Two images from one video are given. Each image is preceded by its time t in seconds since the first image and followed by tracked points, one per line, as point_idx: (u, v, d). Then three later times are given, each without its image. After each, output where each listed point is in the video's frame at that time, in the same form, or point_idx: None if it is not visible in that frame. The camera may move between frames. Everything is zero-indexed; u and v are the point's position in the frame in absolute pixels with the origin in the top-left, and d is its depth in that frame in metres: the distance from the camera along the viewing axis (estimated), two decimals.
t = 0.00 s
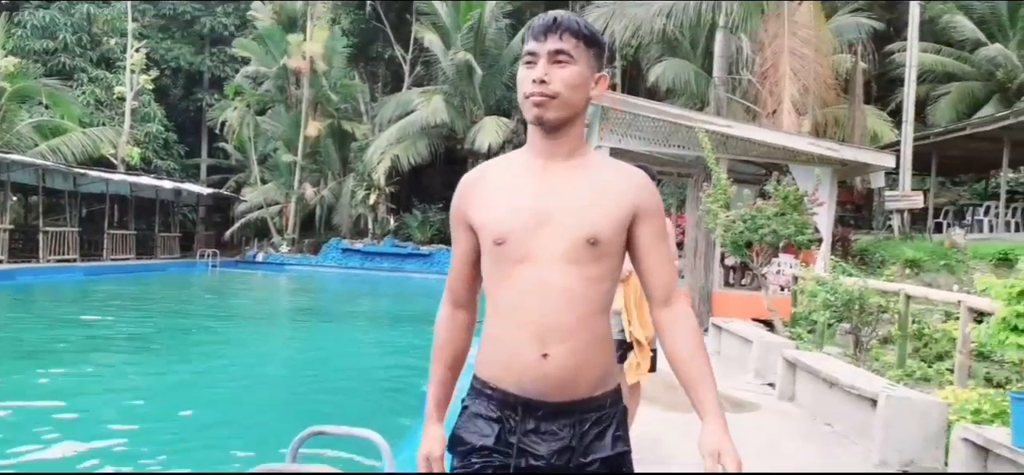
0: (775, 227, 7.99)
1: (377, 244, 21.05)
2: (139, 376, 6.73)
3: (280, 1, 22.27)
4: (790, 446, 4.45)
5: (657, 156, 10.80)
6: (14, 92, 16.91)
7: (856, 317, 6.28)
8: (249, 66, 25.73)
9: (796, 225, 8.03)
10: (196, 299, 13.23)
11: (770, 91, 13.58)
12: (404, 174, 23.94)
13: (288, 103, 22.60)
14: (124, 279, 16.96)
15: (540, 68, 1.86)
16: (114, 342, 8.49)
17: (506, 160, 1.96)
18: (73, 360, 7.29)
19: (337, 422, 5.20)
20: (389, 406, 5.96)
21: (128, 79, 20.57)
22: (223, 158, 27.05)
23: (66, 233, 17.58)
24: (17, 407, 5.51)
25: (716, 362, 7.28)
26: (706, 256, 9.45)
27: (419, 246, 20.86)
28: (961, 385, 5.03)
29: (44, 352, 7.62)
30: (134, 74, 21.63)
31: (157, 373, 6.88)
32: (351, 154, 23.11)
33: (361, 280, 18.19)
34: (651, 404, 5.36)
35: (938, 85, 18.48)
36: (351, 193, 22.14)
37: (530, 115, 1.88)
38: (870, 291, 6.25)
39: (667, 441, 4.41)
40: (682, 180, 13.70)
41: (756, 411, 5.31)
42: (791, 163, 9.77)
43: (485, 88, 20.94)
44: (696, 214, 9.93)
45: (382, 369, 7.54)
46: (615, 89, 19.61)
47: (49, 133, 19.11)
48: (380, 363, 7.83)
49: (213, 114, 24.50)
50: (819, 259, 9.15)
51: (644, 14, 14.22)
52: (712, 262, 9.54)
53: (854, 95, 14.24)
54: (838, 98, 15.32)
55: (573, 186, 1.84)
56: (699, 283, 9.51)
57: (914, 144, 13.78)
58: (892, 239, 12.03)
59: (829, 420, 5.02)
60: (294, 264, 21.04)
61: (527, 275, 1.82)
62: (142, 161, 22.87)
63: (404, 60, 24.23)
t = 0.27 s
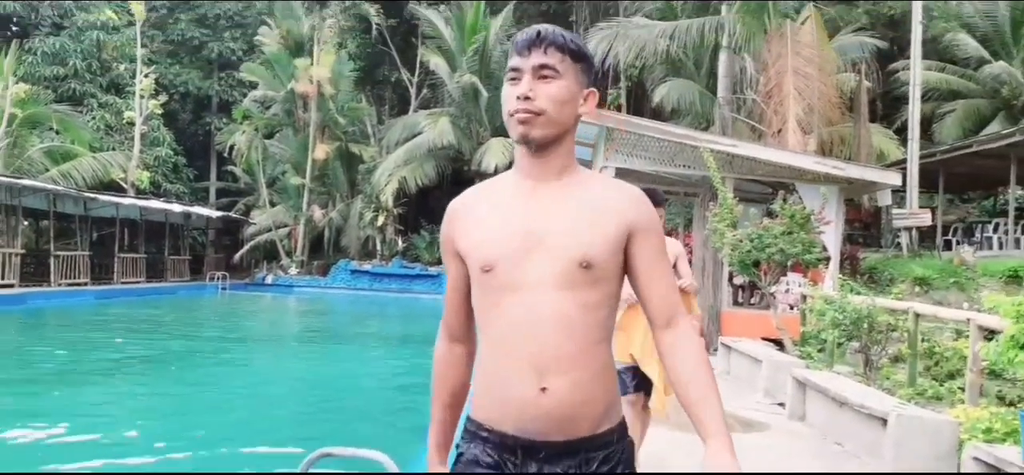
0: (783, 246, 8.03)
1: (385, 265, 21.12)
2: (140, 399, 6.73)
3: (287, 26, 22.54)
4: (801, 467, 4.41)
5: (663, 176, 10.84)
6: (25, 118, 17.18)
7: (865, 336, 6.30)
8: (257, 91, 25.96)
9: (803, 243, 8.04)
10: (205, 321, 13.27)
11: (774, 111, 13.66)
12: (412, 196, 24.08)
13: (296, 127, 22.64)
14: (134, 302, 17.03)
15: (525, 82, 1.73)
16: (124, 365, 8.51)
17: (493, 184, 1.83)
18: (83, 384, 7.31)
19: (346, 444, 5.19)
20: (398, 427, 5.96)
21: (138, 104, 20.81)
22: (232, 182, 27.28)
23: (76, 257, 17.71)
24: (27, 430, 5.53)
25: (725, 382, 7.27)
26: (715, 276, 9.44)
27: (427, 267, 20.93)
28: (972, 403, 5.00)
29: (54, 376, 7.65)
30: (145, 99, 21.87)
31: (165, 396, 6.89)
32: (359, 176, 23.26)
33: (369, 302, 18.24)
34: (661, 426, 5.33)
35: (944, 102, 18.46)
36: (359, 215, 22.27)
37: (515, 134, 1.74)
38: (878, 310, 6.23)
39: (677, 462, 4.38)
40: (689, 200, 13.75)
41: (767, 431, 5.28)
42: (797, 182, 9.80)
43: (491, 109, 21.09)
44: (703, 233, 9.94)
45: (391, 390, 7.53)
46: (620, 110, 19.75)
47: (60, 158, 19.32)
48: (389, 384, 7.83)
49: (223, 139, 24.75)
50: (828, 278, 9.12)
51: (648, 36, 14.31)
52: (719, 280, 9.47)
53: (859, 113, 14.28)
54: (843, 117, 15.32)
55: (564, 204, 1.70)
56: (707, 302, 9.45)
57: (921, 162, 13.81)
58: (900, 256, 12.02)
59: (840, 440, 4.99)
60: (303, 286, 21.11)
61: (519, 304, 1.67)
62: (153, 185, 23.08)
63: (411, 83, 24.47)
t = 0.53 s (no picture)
0: (793, 259, 7.96)
1: (396, 282, 21.17)
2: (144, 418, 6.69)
3: (299, 47, 22.78)
4: None
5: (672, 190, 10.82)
6: (41, 140, 17.44)
7: (876, 350, 6.25)
8: (269, 111, 26.18)
9: (814, 257, 8.00)
10: (216, 340, 13.31)
11: (784, 125, 13.65)
12: (422, 213, 24.18)
13: (308, 146, 22.75)
14: (147, 321, 17.11)
15: (511, 95, 1.65)
16: (135, 383, 8.53)
17: (476, 210, 1.74)
18: (94, 402, 7.32)
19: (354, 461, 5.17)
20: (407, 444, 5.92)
21: (151, 125, 21.04)
22: (245, 201, 27.51)
23: (90, 276, 17.85)
24: (37, 449, 5.53)
25: (737, 397, 7.21)
26: (726, 291, 9.38)
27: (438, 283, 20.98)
28: (986, 417, 4.94)
29: (65, 395, 7.66)
30: (158, 120, 22.10)
31: (175, 414, 6.89)
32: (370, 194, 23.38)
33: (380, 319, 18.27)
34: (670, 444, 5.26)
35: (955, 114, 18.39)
36: (371, 232, 22.36)
37: (500, 149, 1.66)
38: (889, 324, 6.18)
39: None
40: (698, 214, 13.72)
41: (777, 447, 5.22)
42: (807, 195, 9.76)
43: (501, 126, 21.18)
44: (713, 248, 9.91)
45: (401, 406, 7.51)
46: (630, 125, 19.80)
47: (75, 179, 19.54)
48: (399, 401, 7.81)
49: (235, 158, 24.97)
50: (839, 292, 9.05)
51: (656, 52, 14.32)
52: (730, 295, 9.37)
53: (869, 125, 14.24)
54: (853, 130, 15.27)
55: (552, 224, 1.62)
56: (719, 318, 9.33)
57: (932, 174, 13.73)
58: (913, 269, 11.93)
59: (852, 454, 4.93)
60: (314, 303, 21.16)
61: (506, 328, 1.55)
62: (166, 205, 23.30)
63: (421, 101, 24.64)
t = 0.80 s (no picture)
0: (809, 272, 7.99)
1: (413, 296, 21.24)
2: (162, 432, 6.72)
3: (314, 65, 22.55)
4: None
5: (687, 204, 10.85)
6: (62, 158, 17.70)
7: (894, 363, 6.26)
8: (284, 128, 26.40)
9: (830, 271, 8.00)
10: (234, 355, 13.40)
11: (798, 138, 13.66)
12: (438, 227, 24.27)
13: (324, 163, 22.88)
14: (165, 336, 17.23)
15: (504, 95, 1.66)
16: (157, 398, 8.61)
17: (469, 214, 1.74)
18: (118, 417, 7.40)
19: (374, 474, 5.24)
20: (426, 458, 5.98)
21: (170, 142, 21.25)
22: (261, 217, 27.73)
23: (110, 292, 18.00)
24: (62, 462, 5.60)
25: (755, 411, 7.22)
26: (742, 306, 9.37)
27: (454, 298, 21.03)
28: (1004, 430, 4.94)
29: (88, 410, 7.75)
30: (177, 137, 22.31)
31: (197, 428, 6.96)
32: (385, 209, 23.50)
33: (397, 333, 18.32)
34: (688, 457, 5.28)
35: (971, 126, 18.30)
36: (387, 247, 22.47)
37: (494, 151, 1.66)
38: (906, 337, 6.19)
39: None
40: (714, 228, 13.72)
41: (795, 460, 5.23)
42: (823, 209, 9.77)
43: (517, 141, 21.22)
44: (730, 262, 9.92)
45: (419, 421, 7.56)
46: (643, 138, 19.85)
47: (94, 197, 19.74)
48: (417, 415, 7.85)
49: (252, 175, 25.18)
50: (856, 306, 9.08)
51: (669, 66, 14.35)
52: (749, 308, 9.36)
53: (885, 138, 14.22)
54: (869, 143, 15.23)
55: (548, 225, 1.61)
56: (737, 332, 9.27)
57: (949, 186, 13.68)
58: (930, 282, 11.88)
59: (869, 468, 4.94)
60: (331, 318, 21.24)
61: (501, 335, 1.54)
62: (184, 221, 23.52)
63: (436, 117, 24.79)
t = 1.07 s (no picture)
0: (828, 282, 7.91)
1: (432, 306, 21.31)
2: (180, 441, 6.77)
3: (335, 76, 22.82)
4: None
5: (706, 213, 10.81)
6: (86, 170, 17.99)
7: (914, 373, 6.20)
8: (305, 139, 26.64)
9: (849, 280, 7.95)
10: (254, 364, 13.51)
11: (818, 146, 13.58)
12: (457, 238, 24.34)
13: (344, 174, 23.02)
14: (188, 346, 17.40)
15: (514, 91, 1.63)
16: (178, 407, 8.70)
17: (463, 215, 1.69)
18: (139, 426, 7.48)
19: None
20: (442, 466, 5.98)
21: (192, 154, 21.53)
22: (282, 227, 27.97)
23: (133, 303, 18.23)
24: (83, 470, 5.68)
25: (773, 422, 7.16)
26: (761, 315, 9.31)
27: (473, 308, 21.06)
28: None
29: (110, 419, 7.84)
30: (199, 149, 22.58)
31: (217, 437, 7.01)
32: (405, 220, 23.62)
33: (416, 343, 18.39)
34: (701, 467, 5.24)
35: (994, 133, 18.06)
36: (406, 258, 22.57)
37: (499, 150, 1.63)
38: (926, 347, 6.14)
39: None
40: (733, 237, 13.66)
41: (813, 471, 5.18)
42: (843, 217, 9.72)
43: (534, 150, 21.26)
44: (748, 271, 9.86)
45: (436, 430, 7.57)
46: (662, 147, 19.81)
47: (118, 209, 20.02)
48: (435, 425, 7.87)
49: (273, 186, 25.43)
50: (875, 316, 8.95)
51: (687, 75, 14.34)
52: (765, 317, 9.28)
53: (906, 145, 14.09)
54: (890, 151, 15.09)
55: (548, 235, 1.58)
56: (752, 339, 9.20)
57: (972, 194, 13.52)
58: (953, 291, 11.74)
59: None
60: (350, 328, 21.34)
61: (496, 345, 1.50)
62: (206, 232, 23.79)
63: (455, 127, 24.91)
